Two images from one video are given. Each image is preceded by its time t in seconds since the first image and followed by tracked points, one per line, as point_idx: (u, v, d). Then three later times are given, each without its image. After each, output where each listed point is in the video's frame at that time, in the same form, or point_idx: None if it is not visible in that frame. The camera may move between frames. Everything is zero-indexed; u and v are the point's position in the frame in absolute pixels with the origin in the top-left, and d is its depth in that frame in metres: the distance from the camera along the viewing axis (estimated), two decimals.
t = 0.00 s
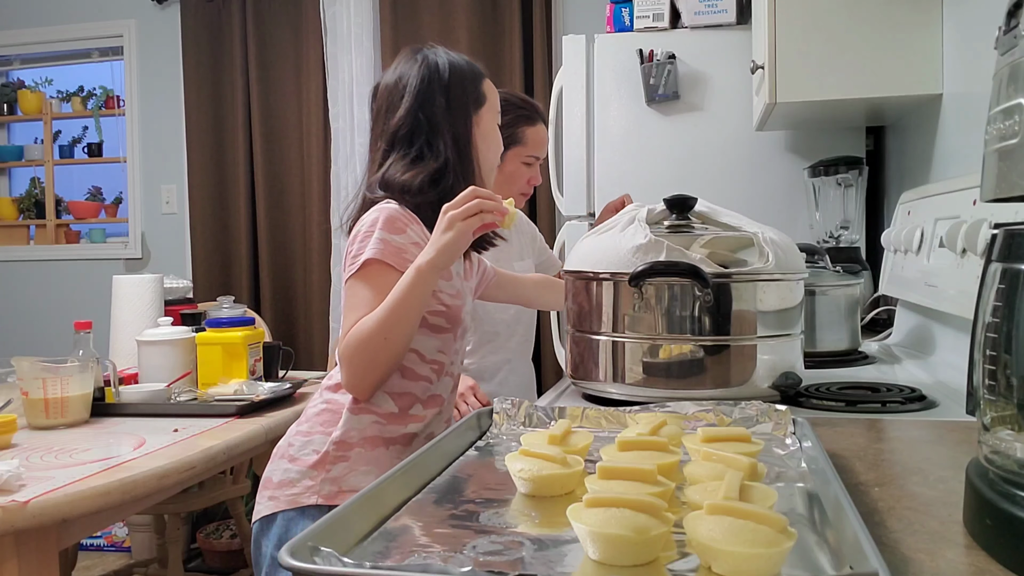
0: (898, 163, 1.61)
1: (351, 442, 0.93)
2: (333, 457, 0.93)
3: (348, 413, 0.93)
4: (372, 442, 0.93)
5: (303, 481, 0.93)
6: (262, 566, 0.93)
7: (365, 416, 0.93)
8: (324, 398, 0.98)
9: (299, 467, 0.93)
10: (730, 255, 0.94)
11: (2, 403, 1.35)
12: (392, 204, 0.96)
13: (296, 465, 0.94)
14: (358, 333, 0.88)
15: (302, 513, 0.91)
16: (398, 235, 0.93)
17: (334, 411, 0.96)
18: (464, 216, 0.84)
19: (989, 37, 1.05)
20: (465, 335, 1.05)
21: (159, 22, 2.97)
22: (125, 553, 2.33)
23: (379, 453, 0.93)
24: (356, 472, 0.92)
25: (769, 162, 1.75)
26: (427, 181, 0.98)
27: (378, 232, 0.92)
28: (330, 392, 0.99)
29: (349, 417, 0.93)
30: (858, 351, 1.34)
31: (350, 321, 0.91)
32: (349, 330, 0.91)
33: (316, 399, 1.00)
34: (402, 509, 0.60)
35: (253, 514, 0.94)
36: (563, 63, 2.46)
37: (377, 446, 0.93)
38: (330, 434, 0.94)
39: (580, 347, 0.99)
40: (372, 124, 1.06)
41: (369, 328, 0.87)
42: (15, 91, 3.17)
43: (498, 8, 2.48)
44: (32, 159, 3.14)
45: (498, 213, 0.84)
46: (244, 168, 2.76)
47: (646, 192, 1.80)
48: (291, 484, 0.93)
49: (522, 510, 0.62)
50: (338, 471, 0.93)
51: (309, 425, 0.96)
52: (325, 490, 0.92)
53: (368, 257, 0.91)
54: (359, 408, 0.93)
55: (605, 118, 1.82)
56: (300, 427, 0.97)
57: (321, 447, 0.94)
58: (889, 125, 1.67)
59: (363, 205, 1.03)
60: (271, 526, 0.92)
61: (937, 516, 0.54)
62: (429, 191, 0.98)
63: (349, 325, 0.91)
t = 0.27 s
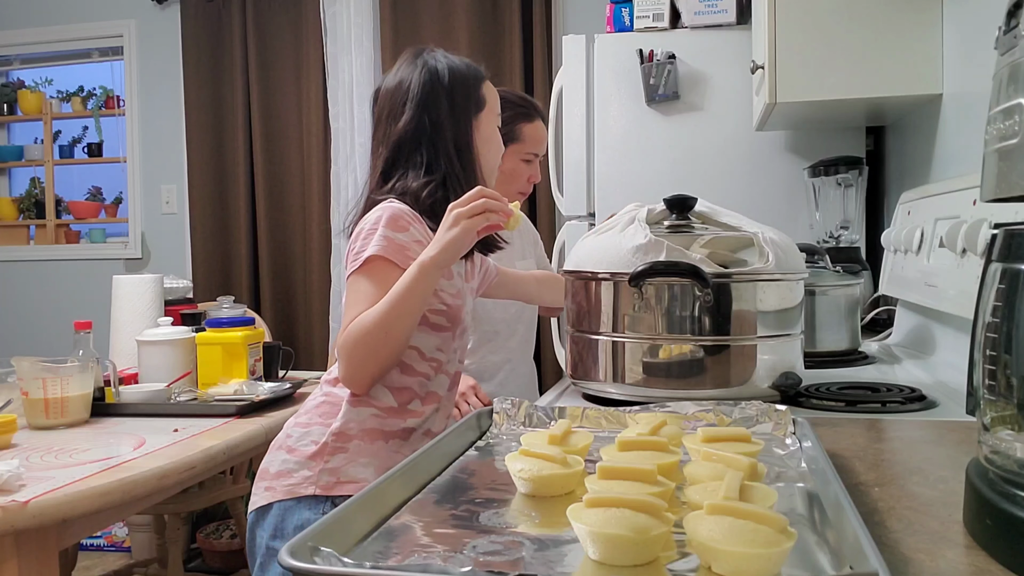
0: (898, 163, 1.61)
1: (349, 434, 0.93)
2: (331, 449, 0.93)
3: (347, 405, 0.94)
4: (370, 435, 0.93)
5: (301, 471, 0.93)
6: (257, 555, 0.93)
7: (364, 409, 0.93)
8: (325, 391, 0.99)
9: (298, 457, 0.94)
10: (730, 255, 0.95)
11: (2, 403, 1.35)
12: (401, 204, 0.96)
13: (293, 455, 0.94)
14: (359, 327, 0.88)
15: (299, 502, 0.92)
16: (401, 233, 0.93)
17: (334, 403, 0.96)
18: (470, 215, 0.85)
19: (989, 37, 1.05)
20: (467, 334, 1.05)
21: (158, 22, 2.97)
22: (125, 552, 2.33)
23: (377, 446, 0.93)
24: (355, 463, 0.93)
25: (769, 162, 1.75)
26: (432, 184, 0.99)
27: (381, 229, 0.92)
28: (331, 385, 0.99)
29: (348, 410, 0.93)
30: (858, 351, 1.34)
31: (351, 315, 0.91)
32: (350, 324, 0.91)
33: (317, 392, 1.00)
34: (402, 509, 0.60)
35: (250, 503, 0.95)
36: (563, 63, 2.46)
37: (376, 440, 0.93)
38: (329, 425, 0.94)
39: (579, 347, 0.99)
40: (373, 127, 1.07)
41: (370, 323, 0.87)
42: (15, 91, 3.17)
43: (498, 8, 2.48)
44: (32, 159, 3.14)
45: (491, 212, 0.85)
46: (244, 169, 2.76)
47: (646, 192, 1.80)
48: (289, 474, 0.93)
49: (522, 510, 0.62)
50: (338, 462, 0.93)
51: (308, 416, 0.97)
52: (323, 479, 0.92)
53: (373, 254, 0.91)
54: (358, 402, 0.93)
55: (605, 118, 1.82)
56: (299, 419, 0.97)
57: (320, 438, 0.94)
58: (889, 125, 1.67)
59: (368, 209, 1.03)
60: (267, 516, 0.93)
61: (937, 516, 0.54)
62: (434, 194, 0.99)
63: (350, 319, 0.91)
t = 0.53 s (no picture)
0: (898, 163, 1.61)
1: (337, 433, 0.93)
2: (317, 448, 0.93)
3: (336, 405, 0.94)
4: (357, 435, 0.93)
5: (287, 472, 0.92)
6: (244, 557, 0.90)
7: (352, 409, 0.93)
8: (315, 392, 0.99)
9: (285, 455, 0.93)
10: (730, 256, 0.96)
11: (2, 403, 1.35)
12: (394, 207, 0.96)
13: (280, 456, 0.94)
14: (351, 328, 0.88)
15: (286, 501, 0.91)
16: (392, 235, 0.93)
17: (322, 403, 0.97)
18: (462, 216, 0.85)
19: (989, 37, 1.05)
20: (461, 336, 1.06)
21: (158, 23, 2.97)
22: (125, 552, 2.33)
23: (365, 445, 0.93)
24: (340, 463, 0.92)
25: (769, 162, 1.75)
26: (422, 188, 1.00)
27: (372, 231, 0.92)
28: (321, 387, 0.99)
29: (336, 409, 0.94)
30: (858, 351, 1.34)
31: (342, 316, 0.91)
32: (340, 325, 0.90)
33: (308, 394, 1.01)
34: (402, 509, 0.60)
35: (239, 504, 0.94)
36: (562, 63, 2.46)
37: (363, 440, 0.93)
38: (315, 425, 0.94)
39: (579, 347, 0.99)
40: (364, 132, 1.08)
41: (362, 324, 0.87)
42: (15, 91, 3.17)
43: (498, 8, 2.48)
44: (32, 159, 3.14)
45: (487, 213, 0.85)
46: (244, 170, 2.77)
47: (646, 192, 1.80)
48: (276, 475, 0.92)
49: (522, 510, 0.62)
50: (323, 462, 0.92)
51: (296, 416, 0.97)
52: (309, 479, 0.92)
53: (364, 255, 0.91)
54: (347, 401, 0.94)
55: (605, 119, 1.82)
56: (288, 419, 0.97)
57: (306, 437, 0.94)
58: (889, 125, 1.67)
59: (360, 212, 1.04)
60: (254, 515, 0.92)
61: (937, 516, 0.54)
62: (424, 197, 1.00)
63: (340, 320, 0.91)
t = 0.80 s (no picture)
0: (898, 163, 1.61)
1: (325, 446, 0.92)
2: (306, 462, 0.92)
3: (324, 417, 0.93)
4: (348, 448, 0.93)
5: (275, 487, 0.92)
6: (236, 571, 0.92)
7: (342, 421, 0.93)
8: (303, 403, 0.98)
9: (274, 471, 0.93)
10: (730, 256, 0.95)
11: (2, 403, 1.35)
12: (380, 211, 0.95)
13: (270, 470, 0.93)
14: (349, 335, 0.87)
15: (275, 518, 0.91)
16: (381, 239, 0.91)
17: (311, 414, 0.96)
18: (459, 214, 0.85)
19: (989, 37, 1.05)
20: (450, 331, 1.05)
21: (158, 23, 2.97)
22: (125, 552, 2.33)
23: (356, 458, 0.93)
24: (329, 477, 0.92)
25: (769, 162, 1.75)
26: (400, 179, 0.99)
27: (361, 237, 0.90)
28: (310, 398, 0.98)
29: (327, 423, 0.93)
30: (858, 351, 1.34)
31: (337, 324, 0.90)
32: (336, 332, 0.89)
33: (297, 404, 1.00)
34: (402, 509, 0.60)
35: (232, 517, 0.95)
36: (562, 63, 2.47)
37: (353, 451, 0.93)
38: (303, 439, 0.94)
39: (580, 347, 0.99)
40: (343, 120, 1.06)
41: (361, 330, 0.86)
42: (15, 91, 3.17)
43: (498, 8, 2.48)
44: (32, 159, 3.14)
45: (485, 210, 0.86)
46: (243, 170, 2.76)
47: (646, 192, 1.80)
48: (265, 489, 0.93)
49: (522, 510, 0.62)
50: (312, 476, 0.92)
51: (285, 429, 0.96)
52: (297, 495, 0.91)
53: (357, 262, 0.89)
54: (338, 414, 0.93)
55: (605, 119, 1.82)
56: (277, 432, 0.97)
57: (294, 451, 0.93)
58: (889, 125, 1.67)
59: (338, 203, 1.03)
60: (246, 530, 0.92)
61: (937, 516, 0.54)
62: (402, 188, 0.99)
63: (336, 327, 0.89)
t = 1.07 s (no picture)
0: (898, 163, 1.61)
1: (308, 473, 0.91)
2: (290, 491, 0.91)
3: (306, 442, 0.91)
4: (334, 470, 0.92)
5: (261, 516, 0.91)
6: None
7: (327, 444, 0.92)
8: (279, 427, 0.95)
9: (258, 501, 0.91)
10: (730, 256, 0.95)
11: (3, 403, 1.35)
12: (357, 217, 0.92)
13: (254, 499, 0.92)
14: (366, 351, 0.86)
15: (263, 548, 0.90)
16: (366, 249, 0.90)
17: (291, 440, 0.93)
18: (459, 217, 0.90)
19: (989, 37, 1.05)
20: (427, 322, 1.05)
21: (158, 23, 2.97)
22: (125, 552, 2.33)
23: (342, 480, 0.92)
24: (316, 503, 0.91)
25: (768, 162, 1.75)
26: (369, 170, 0.96)
27: (347, 250, 0.88)
28: (286, 420, 0.95)
29: (311, 447, 0.91)
30: (858, 351, 1.34)
31: (346, 343, 0.88)
32: (348, 352, 0.87)
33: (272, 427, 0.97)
34: (402, 509, 0.60)
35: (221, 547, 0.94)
36: (562, 63, 2.46)
37: (338, 474, 0.92)
38: (286, 466, 0.92)
39: (580, 347, 0.99)
40: (308, 105, 1.02)
41: (379, 345, 0.86)
42: (15, 91, 3.17)
43: (498, 8, 2.48)
44: (32, 159, 3.14)
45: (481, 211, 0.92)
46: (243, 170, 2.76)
47: (646, 192, 1.80)
48: (251, 519, 0.91)
49: (522, 510, 0.62)
50: (298, 504, 0.91)
51: (266, 455, 0.94)
52: (283, 526, 0.90)
53: (344, 277, 0.87)
54: (323, 436, 0.91)
55: (605, 119, 1.82)
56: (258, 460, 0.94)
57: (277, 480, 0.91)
58: (889, 126, 1.67)
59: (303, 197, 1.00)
60: (236, 560, 0.91)
61: (937, 516, 0.54)
62: (369, 179, 0.96)
63: (347, 347, 0.87)
